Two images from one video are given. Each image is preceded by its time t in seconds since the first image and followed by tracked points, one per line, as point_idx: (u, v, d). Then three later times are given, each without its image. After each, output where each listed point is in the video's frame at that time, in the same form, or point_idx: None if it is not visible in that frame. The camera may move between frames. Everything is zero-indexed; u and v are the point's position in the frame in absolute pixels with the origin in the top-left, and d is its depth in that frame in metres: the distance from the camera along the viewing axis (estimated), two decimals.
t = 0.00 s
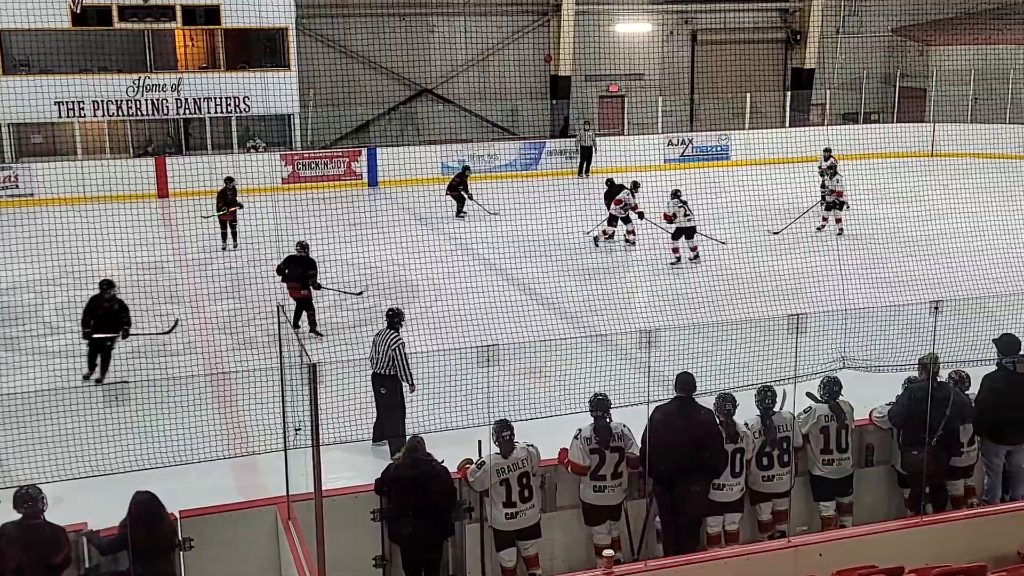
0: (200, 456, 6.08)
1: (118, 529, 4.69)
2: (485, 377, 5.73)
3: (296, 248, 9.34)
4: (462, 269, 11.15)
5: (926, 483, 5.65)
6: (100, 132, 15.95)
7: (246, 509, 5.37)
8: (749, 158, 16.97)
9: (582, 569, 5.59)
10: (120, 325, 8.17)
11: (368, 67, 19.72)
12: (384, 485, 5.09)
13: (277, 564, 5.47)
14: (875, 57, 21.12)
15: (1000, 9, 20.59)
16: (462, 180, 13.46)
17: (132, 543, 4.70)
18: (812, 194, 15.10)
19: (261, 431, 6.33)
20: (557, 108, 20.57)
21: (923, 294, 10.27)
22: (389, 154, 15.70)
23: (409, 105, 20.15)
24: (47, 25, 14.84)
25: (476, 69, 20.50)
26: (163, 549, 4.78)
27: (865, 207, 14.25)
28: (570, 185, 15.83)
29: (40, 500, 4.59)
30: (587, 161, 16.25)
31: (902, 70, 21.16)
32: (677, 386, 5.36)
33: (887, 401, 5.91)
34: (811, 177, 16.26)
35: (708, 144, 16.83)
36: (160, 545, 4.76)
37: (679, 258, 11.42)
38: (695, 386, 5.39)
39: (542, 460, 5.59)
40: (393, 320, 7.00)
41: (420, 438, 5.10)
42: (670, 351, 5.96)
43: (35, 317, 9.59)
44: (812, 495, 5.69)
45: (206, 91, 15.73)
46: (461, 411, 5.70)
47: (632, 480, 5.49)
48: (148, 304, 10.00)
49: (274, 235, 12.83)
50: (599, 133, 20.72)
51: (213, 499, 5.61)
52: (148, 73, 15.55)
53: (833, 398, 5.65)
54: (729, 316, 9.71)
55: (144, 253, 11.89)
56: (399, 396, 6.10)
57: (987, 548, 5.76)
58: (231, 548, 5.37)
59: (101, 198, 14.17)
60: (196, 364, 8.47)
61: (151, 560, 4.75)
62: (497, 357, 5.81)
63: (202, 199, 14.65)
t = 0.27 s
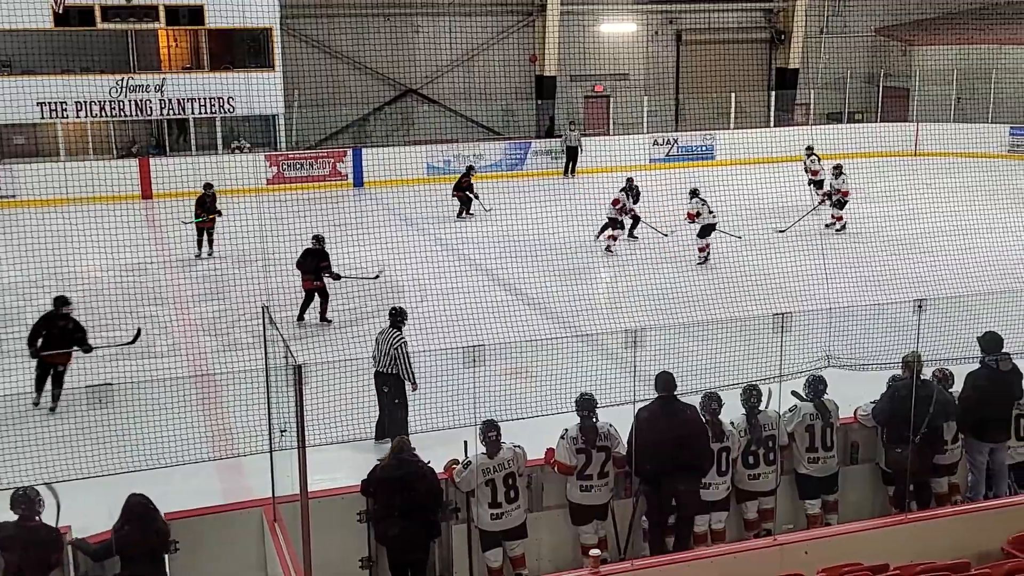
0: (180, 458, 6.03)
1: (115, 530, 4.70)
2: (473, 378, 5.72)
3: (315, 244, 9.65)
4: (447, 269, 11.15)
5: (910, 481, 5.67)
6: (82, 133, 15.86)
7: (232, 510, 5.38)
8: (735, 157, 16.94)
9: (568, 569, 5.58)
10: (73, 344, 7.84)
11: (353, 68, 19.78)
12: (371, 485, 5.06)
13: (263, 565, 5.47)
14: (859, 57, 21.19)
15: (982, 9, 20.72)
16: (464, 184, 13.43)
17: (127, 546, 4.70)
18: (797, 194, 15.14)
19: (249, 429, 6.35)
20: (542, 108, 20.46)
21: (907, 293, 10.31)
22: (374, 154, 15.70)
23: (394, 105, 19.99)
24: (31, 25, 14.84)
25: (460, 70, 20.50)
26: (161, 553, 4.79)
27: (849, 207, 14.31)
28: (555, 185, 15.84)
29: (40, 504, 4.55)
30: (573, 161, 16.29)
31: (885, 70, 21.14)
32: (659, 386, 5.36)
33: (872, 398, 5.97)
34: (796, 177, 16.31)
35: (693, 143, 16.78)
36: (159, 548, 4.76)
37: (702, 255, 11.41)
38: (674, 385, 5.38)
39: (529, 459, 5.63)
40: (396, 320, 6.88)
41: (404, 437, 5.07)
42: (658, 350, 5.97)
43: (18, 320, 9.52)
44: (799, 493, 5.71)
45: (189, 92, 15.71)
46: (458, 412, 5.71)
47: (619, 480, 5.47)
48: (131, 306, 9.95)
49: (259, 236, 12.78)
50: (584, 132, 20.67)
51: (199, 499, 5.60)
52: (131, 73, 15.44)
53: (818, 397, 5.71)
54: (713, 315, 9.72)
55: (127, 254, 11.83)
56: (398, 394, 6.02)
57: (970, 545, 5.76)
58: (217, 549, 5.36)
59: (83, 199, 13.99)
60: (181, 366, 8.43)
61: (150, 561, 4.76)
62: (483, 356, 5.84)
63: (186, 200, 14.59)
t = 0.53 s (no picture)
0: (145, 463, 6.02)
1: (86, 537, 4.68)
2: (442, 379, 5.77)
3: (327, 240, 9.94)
4: (416, 270, 11.13)
5: (879, 478, 5.68)
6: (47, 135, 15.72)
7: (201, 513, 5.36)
8: (704, 156, 17.05)
9: (539, 569, 5.57)
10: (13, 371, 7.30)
11: (323, 69, 19.62)
12: (342, 488, 5.00)
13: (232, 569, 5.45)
14: (827, 56, 21.28)
15: (946, 10, 20.96)
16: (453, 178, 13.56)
17: (99, 551, 4.66)
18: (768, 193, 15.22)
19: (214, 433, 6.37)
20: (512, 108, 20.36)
21: (874, 290, 10.38)
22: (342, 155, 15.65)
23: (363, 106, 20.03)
24: None
25: (430, 71, 20.47)
26: (132, 558, 4.76)
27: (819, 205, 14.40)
28: (527, 185, 15.87)
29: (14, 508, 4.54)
30: (544, 162, 16.27)
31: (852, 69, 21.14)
32: (639, 385, 5.36)
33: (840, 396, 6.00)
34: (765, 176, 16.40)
35: (663, 143, 16.98)
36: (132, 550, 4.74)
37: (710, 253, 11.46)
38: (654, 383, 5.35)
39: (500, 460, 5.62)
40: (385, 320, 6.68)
41: (374, 440, 5.02)
42: (626, 349, 5.98)
43: None
44: (768, 491, 5.76)
45: (156, 92, 15.63)
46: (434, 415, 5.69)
47: (591, 478, 5.58)
48: (98, 309, 9.88)
49: (229, 237, 12.70)
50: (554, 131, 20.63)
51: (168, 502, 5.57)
52: (97, 74, 15.30)
53: (787, 395, 5.70)
54: (683, 314, 9.76)
55: (94, 257, 11.74)
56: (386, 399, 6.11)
57: (937, 540, 5.81)
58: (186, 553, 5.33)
59: (51, 202, 13.93)
60: (148, 369, 8.37)
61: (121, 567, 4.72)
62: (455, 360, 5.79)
63: (153, 202, 14.49)
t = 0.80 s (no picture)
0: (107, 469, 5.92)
1: (52, 545, 4.58)
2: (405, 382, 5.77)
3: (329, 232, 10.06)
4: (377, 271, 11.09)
5: (838, 473, 5.75)
6: None
7: (161, 518, 5.30)
8: (665, 156, 17.18)
9: (503, 569, 5.58)
10: None
11: (282, 68, 19.46)
12: (304, 489, 4.98)
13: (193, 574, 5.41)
14: (786, 56, 21.41)
15: (901, 11, 21.23)
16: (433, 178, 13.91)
17: (61, 561, 4.56)
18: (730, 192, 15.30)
19: (175, 436, 6.30)
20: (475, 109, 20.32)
21: (833, 287, 10.49)
22: (303, 155, 15.56)
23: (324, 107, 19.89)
24: None
25: (390, 71, 20.41)
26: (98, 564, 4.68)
27: (780, 204, 14.53)
28: (490, 184, 15.90)
29: (9, 510, 4.67)
30: (506, 161, 16.34)
31: (810, 69, 21.33)
32: (618, 380, 5.38)
33: (800, 393, 6.05)
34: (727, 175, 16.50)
35: (624, 143, 17.14)
36: (96, 556, 4.65)
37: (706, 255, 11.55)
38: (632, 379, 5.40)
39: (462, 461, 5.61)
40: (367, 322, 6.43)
41: (338, 441, 5.00)
42: (588, 350, 5.99)
43: None
44: (730, 489, 5.76)
45: (113, 92, 15.44)
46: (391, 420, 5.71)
47: (553, 478, 5.54)
48: (56, 313, 9.74)
49: (190, 239, 12.57)
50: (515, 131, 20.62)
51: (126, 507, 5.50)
52: (53, 74, 15.09)
53: (749, 392, 5.75)
54: (644, 313, 9.81)
55: (51, 260, 11.58)
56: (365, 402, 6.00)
57: (897, 534, 5.87)
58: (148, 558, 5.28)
59: (7, 204, 13.86)
60: (106, 373, 8.28)
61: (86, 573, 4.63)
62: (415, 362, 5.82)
63: (111, 203, 14.31)
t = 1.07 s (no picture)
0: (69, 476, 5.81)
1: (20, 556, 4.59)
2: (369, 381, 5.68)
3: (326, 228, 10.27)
4: (341, 273, 11.03)
5: (803, 470, 5.81)
6: None
7: (124, 523, 5.26)
8: (628, 155, 17.29)
9: (471, 570, 5.57)
10: None
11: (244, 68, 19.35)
12: (269, 492, 4.93)
13: None
14: (747, 56, 21.56)
15: (861, 11, 21.46)
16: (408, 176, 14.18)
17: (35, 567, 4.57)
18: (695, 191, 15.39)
19: (139, 442, 6.11)
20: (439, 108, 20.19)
21: (796, 286, 10.57)
22: (267, 156, 15.49)
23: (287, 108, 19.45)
24: None
25: (354, 71, 20.23)
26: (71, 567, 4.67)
27: (743, 203, 14.63)
28: (456, 185, 15.89)
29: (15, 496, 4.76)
30: (469, 161, 16.38)
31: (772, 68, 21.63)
32: (592, 379, 5.43)
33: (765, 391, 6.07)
34: (692, 174, 16.58)
35: (589, 143, 17.18)
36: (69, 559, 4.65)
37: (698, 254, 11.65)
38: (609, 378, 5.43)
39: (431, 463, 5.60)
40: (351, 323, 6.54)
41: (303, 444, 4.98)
42: (554, 350, 5.99)
43: None
44: (697, 487, 5.79)
45: (72, 93, 15.18)
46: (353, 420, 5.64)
47: (520, 478, 5.56)
48: (15, 316, 9.62)
49: (152, 241, 12.45)
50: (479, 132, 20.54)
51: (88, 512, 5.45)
52: (10, 75, 14.94)
53: (714, 391, 5.80)
54: (610, 313, 9.85)
55: (10, 263, 11.43)
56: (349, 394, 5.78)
57: (863, 530, 5.89)
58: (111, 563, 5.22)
59: None
60: (67, 377, 8.16)
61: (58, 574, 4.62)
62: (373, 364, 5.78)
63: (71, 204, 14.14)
